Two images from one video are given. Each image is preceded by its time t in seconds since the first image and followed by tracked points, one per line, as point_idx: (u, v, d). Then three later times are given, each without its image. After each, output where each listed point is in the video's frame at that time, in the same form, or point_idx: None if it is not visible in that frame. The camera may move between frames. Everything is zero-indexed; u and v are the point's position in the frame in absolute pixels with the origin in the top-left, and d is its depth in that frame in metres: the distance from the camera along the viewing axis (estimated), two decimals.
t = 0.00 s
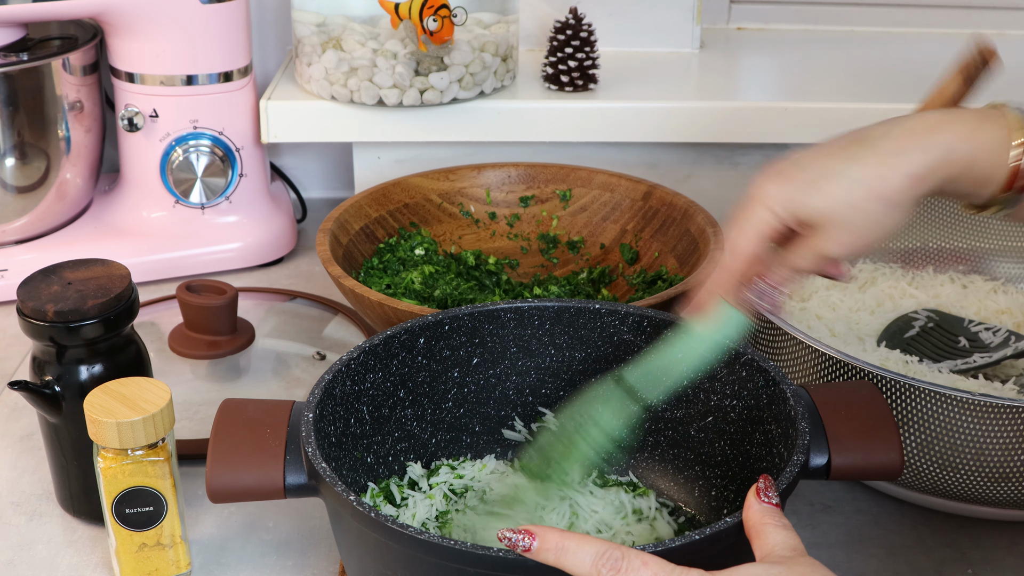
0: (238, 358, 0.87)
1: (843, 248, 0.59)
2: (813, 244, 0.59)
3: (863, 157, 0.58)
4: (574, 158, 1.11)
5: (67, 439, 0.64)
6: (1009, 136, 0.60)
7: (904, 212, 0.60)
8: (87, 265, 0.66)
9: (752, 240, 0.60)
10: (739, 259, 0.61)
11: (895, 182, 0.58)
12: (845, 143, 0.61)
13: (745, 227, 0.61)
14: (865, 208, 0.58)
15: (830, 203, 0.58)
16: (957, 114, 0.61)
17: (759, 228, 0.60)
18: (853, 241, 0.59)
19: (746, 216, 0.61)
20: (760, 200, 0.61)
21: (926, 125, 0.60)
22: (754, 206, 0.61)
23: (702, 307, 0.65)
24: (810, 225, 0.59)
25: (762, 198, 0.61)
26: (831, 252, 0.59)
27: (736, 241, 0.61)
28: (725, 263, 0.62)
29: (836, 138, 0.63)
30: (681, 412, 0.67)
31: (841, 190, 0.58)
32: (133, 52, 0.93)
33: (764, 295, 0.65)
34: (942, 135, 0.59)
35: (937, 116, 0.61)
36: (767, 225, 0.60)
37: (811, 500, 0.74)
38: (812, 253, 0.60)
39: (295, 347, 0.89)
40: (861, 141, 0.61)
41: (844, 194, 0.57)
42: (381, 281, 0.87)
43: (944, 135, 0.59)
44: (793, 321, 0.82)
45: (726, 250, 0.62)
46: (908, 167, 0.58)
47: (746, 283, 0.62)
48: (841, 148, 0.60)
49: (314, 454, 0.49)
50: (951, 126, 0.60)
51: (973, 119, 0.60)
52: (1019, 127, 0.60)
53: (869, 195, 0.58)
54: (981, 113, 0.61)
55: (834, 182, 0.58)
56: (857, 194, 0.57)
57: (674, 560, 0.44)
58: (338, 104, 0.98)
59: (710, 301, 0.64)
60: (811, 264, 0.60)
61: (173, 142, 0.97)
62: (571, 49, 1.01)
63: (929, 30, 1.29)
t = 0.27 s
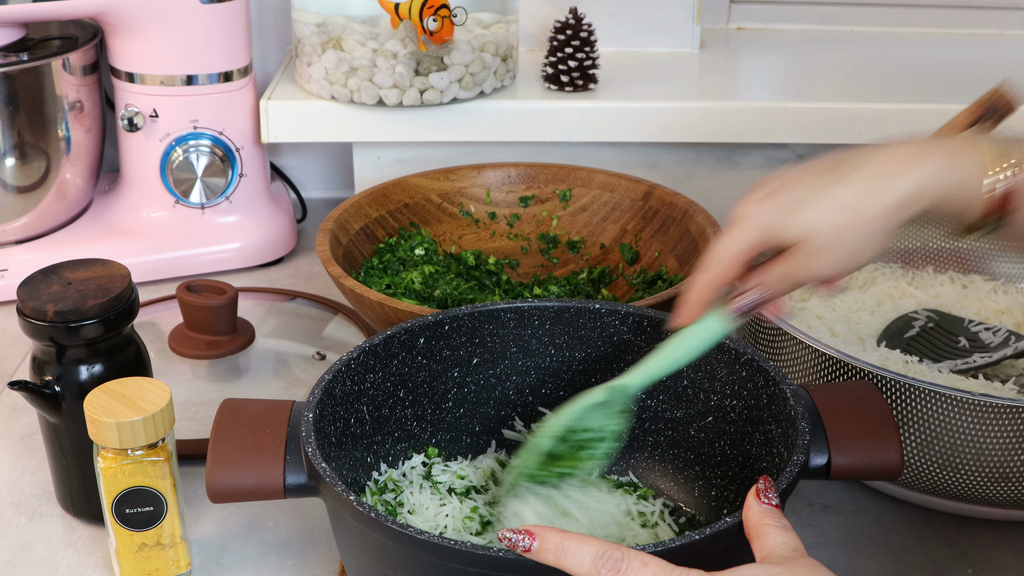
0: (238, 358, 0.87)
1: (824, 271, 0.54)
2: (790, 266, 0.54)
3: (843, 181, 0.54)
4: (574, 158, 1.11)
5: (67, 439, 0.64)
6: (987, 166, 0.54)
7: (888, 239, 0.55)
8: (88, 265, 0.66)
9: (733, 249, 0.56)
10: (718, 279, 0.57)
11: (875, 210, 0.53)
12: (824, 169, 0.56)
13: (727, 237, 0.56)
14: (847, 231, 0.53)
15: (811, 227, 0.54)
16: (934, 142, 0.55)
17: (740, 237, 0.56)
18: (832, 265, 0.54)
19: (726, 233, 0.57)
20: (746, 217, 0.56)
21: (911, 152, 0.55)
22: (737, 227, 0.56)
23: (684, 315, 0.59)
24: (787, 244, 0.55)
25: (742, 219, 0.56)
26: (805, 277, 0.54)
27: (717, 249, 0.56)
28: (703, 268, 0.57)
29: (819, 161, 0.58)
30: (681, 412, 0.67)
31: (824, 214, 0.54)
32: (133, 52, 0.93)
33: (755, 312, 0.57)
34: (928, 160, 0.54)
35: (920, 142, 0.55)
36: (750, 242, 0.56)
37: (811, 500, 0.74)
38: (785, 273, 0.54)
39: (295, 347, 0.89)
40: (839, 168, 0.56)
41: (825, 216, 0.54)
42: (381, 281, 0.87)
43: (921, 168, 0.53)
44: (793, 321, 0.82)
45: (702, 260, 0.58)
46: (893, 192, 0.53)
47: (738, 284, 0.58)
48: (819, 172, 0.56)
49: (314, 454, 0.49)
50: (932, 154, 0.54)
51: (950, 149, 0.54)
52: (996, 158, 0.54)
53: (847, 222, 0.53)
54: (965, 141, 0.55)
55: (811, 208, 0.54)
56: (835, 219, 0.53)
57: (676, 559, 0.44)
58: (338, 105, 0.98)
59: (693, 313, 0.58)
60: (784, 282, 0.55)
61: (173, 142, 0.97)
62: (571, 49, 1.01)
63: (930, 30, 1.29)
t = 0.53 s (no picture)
0: (238, 358, 0.87)
1: (826, 263, 0.58)
2: (797, 258, 0.58)
3: (846, 173, 0.57)
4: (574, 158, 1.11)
5: (67, 439, 0.64)
6: (1003, 158, 0.59)
7: (893, 232, 0.58)
8: (88, 265, 0.66)
9: (737, 246, 0.60)
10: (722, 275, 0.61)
11: (882, 199, 0.56)
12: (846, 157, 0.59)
13: (736, 226, 0.60)
14: (851, 223, 0.56)
15: (812, 217, 0.56)
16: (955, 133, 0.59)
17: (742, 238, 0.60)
18: (839, 255, 0.58)
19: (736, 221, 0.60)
20: (755, 207, 0.59)
21: (921, 143, 0.58)
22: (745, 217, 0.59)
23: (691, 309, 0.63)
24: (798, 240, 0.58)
25: (752, 211, 0.59)
26: (815, 266, 0.58)
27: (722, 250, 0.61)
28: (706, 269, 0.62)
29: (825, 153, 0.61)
30: (681, 412, 0.67)
31: (836, 202, 0.56)
32: (132, 51, 0.93)
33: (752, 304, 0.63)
34: (934, 152, 0.57)
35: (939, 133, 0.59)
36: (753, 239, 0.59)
37: (811, 500, 0.74)
38: (794, 265, 0.59)
39: (295, 347, 0.89)
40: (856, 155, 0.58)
41: (830, 210, 0.56)
42: (381, 281, 0.87)
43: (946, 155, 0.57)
44: (793, 321, 0.82)
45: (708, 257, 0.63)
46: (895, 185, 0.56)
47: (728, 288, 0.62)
48: (840, 164, 0.58)
49: (314, 454, 0.49)
50: (957, 143, 0.58)
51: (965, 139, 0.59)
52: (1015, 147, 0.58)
53: (860, 210, 0.56)
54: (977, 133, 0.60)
55: (821, 195, 0.56)
56: (842, 209, 0.56)
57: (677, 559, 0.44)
58: (338, 105, 0.98)
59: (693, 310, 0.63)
60: (792, 274, 0.59)
61: (173, 142, 0.97)
62: (571, 49, 1.01)
63: (930, 30, 1.29)
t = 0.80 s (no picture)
0: (238, 358, 0.87)
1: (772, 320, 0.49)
2: (732, 313, 0.49)
3: (781, 229, 0.48)
4: (574, 158, 1.11)
5: (67, 439, 0.64)
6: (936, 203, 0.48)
7: (834, 287, 0.49)
8: (88, 265, 0.66)
9: (674, 298, 0.49)
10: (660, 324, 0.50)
11: (824, 254, 0.47)
12: (778, 208, 0.50)
13: (668, 280, 0.49)
14: (788, 271, 0.47)
15: (754, 270, 0.48)
16: (872, 185, 0.49)
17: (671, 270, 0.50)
18: (782, 309, 0.48)
19: (666, 274, 0.50)
20: (681, 258, 0.49)
21: (844, 198, 0.49)
22: (677, 266, 0.49)
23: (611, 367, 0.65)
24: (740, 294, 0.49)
25: (682, 258, 0.49)
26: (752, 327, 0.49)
27: (654, 297, 0.50)
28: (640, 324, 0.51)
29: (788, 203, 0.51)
30: (681, 412, 0.67)
31: (768, 261, 0.47)
32: (132, 51, 0.93)
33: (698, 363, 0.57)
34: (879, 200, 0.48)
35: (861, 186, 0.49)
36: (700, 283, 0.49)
37: (811, 500, 0.74)
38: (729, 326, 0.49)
39: (295, 347, 0.89)
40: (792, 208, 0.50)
41: (766, 262, 0.47)
42: (381, 281, 0.87)
43: (881, 203, 0.48)
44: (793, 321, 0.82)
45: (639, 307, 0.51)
46: (845, 231, 0.47)
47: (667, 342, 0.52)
48: (773, 213, 0.50)
49: (314, 454, 0.49)
50: (881, 195, 0.48)
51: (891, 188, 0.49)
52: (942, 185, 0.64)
53: (795, 267, 0.47)
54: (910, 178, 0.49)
55: (759, 248, 0.48)
56: (770, 261, 0.47)
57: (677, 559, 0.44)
58: (338, 104, 0.98)
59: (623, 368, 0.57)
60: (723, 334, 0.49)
61: (173, 142, 0.97)
62: (571, 49, 1.01)
63: (931, 30, 1.29)
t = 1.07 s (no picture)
0: (238, 358, 0.87)
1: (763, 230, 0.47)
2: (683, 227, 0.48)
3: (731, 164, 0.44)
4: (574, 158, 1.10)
5: (67, 440, 0.64)
6: (859, 89, 0.43)
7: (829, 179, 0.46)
8: (87, 265, 0.65)
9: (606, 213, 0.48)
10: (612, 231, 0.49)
11: (784, 171, 0.44)
12: (710, 149, 0.44)
13: (600, 214, 0.49)
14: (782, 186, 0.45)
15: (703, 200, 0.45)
16: (815, 69, 0.45)
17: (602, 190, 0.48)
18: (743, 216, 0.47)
19: (590, 195, 0.49)
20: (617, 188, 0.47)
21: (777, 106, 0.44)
22: (608, 198, 0.48)
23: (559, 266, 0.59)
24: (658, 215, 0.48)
25: (614, 187, 0.47)
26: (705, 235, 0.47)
27: (588, 218, 0.49)
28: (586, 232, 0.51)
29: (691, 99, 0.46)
30: (681, 412, 0.67)
31: (707, 184, 0.44)
32: (132, 51, 0.93)
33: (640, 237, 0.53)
34: (783, 110, 0.44)
35: (813, 81, 0.44)
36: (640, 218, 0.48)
37: (811, 500, 0.74)
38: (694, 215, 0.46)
39: (295, 347, 0.89)
40: (727, 148, 0.44)
41: (689, 178, 0.45)
42: (381, 281, 0.87)
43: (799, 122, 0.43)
44: (793, 321, 0.82)
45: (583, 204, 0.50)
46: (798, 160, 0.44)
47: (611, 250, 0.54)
48: (705, 152, 0.44)
49: (314, 454, 0.49)
50: (823, 110, 0.44)
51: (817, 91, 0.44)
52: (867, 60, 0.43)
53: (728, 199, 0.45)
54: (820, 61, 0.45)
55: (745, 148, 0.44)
56: (776, 175, 0.44)
57: (679, 561, 0.44)
58: (338, 104, 0.98)
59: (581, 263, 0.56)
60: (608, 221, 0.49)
61: (173, 142, 0.96)
62: (571, 49, 1.01)
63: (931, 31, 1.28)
